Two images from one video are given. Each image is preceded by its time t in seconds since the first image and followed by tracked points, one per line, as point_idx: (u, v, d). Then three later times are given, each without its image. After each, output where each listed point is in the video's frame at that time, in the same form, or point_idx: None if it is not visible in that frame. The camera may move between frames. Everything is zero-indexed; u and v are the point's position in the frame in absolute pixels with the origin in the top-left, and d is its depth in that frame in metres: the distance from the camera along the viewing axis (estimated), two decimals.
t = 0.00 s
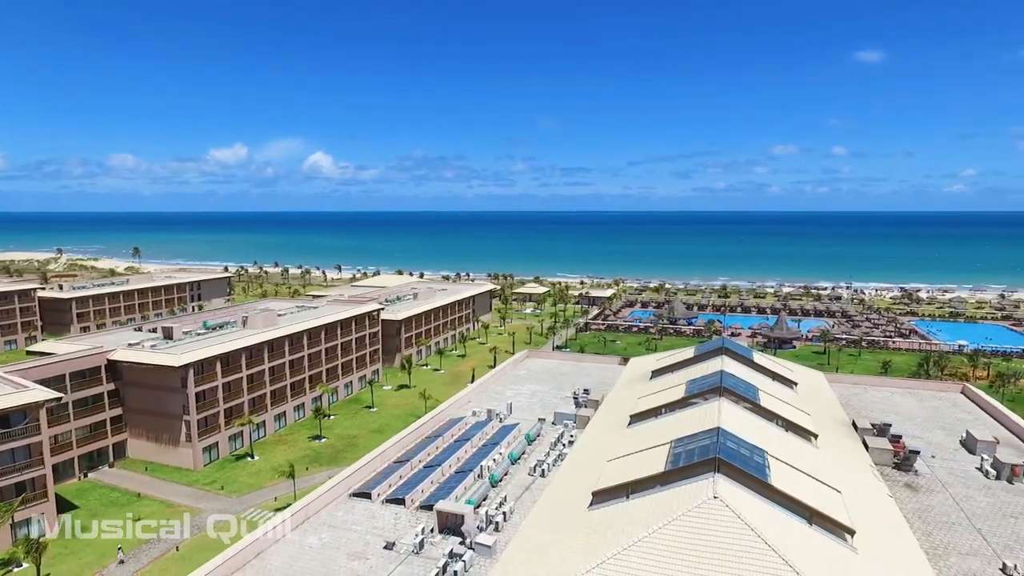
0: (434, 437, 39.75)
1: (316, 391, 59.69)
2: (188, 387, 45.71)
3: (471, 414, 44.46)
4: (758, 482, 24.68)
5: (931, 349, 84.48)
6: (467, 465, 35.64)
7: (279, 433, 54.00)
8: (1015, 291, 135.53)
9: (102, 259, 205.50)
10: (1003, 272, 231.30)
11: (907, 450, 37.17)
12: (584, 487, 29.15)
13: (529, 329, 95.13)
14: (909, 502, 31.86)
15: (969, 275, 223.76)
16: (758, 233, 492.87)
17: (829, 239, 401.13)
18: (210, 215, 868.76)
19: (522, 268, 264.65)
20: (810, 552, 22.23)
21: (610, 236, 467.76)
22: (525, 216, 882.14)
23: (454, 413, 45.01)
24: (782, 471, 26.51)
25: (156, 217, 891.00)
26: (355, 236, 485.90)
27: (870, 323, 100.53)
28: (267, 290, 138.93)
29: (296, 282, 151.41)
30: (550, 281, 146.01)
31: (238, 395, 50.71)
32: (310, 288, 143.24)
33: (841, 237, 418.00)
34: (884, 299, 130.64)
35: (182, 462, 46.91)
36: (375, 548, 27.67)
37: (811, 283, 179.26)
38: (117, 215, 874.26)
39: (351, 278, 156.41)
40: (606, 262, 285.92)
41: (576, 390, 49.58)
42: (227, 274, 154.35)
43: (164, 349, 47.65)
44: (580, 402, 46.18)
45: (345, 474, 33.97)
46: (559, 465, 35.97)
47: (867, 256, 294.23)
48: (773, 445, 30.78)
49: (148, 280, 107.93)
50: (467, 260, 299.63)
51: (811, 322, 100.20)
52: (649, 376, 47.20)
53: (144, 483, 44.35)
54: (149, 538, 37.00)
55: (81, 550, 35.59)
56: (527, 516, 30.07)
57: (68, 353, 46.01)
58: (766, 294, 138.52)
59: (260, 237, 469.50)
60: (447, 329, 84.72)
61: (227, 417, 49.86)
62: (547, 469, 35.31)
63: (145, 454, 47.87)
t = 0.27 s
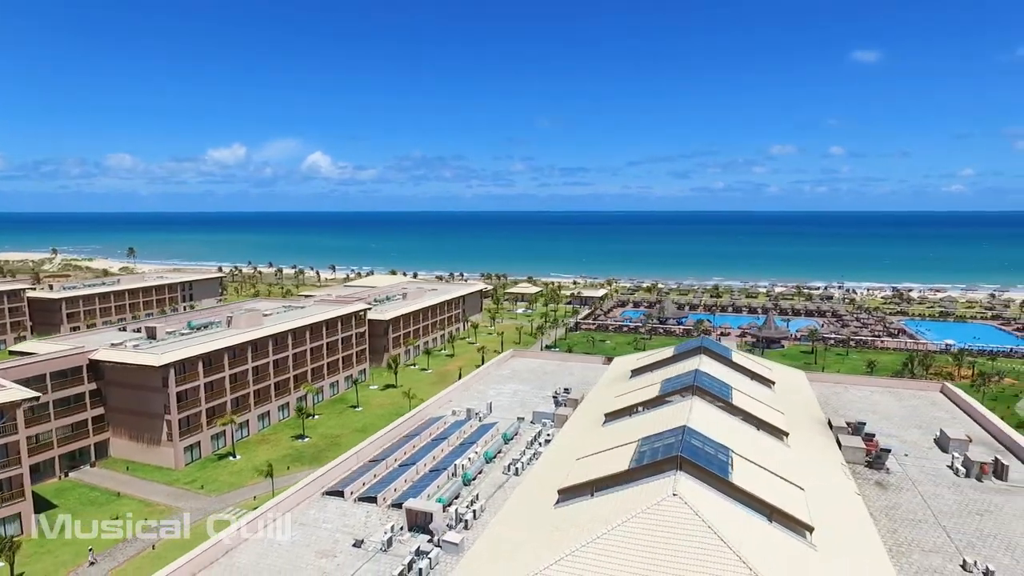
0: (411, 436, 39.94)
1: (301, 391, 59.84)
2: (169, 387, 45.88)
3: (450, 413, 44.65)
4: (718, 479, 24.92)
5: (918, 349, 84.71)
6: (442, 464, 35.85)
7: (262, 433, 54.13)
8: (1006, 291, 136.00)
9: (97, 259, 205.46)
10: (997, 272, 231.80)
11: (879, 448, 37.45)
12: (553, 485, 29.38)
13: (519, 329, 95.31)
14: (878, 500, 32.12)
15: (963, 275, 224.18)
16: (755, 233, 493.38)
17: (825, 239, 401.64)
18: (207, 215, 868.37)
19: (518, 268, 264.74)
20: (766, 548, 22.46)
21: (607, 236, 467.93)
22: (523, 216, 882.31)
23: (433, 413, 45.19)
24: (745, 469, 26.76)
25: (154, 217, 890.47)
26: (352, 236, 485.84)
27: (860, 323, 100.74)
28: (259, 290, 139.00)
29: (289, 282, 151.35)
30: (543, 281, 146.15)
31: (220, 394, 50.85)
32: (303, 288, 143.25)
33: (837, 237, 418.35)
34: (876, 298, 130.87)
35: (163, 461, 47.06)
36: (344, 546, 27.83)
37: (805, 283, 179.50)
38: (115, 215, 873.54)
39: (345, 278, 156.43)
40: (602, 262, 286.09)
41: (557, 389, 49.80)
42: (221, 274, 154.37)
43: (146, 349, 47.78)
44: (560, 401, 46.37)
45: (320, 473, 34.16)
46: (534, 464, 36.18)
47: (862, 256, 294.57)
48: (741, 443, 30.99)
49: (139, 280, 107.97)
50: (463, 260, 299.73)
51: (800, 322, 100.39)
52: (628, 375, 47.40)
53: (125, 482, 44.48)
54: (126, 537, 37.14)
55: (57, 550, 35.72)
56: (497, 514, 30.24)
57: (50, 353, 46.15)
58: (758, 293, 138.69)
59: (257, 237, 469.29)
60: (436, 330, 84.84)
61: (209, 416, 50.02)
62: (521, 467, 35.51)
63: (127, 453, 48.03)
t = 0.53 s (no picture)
0: (389, 436, 40.18)
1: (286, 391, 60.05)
2: (151, 386, 46.07)
3: (429, 412, 44.86)
4: (681, 477, 25.06)
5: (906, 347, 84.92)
6: (417, 462, 36.06)
7: (245, 433, 54.29)
8: (997, 290, 136.29)
9: (92, 259, 205.25)
10: (992, 271, 231.94)
11: (853, 446, 37.70)
12: (522, 481, 29.62)
13: (509, 329, 95.50)
14: (848, 498, 32.37)
15: (957, 275, 224.54)
16: (752, 232, 493.70)
17: (822, 238, 401.74)
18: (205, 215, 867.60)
19: (514, 268, 264.82)
20: (724, 545, 22.60)
21: (604, 236, 467.95)
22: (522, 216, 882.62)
23: (413, 412, 45.41)
24: (710, 466, 26.92)
25: (152, 217, 889.00)
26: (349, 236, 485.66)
27: (850, 322, 100.90)
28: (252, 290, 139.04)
29: (283, 282, 151.38)
30: (536, 280, 146.26)
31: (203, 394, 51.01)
32: (297, 288, 143.32)
33: (834, 237, 418.58)
34: (867, 298, 131.08)
35: (145, 460, 47.26)
36: (313, 543, 28.01)
37: (799, 283, 179.68)
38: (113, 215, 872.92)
39: (338, 278, 156.44)
40: (598, 262, 286.16)
41: (539, 388, 49.99)
42: (214, 274, 154.40)
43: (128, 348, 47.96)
44: (539, 400, 46.58)
45: (294, 471, 34.36)
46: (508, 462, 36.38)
47: (858, 256, 294.76)
48: (711, 441, 31.19)
49: (131, 280, 108.04)
50: (460, 260, 299.70)
51: (790, 321, 100.54)
52: (609, 375, 47.63)
53: (106, 481, 44.67)
54: (103, 536, 37.32)
55: (34, 548, 35.90)
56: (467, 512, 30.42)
57: (32, 352, 46.30)
58: (750, 293, 138.90)
59: (254, 237, 469.07)
60: (425, 330, 84.99)
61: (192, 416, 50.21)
62: (495, 465, 35.71)
63: (109, 452, 48.22)
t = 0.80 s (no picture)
0: (367, 435, 40.38)
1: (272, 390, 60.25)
2: (133, 386, 46.25)
3: (409, 412, 45.08)
4: (645, 474, 25.22)
5: (895, 346, 85.07)
6: (393, 461, 36.27)
7: (230, 432, 54.49)
8: (990, 289, 136.45)
9: (88, 259, 205.48)
10: (988, 270, 232.05)
11: (828, 444, 37.92)
12: (491, 478, 29.83)
13: (499, 329, 95.70)
14: (818, 495, 32.60)
15: (953, 274, 224.68)
16: (750, 232, 493.75)
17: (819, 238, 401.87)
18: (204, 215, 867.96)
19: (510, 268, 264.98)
20: (682, 542, 22.78)
21: (602, 235, 468.14)
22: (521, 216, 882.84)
23: (394, 411, 45.61)
24: (676, 464, 27.08)
25: (151, 217, 889.29)
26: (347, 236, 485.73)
27: (840, 322, 101.06)
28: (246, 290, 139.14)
29: (277, 283, 151.55)
30: (530, 280, 146.47)
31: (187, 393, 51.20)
32: (291, 288, 143.53)
33: (831, 236, 418.92)
34: (859, 297, 131.23)
35: (128, 459, 47.44)
36: (283, 541, 28.20)
37: (794, 282, 179.76)
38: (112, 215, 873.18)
39: (333, 277, 156.59)
40: (595, 262, 286.22)
41: (521, 387, 50.17)
42: (209, 274, 154.57)
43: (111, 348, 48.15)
44: (520, 399, 46.78)
45: (270, 470, 34.57)
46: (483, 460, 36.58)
47: (854, 255, 294.85)
48: (680, 439, 31.40)
49: (123, 280, 108.19)
50: (456, 260, 299.77)
51: (780, 320, 100.69)
52: (589, 374, 47.84)
53: (88, 481, 44.87)
54: (82, 534, 37.52)
55: (12, 547, 36.07)
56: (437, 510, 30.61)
57: (15, 352, 46.51)
58: (743, 292, 139.08)
59: (252, 237, 469.15)
60: (414, 330, 85.15)
61: (176, 415, 50.39)
62: (469, 464, 35.93)
63: (92, 451, 48.40)
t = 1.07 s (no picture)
0: (345, 434, 40.54)
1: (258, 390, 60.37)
2: (114, 385, 46.37)
3: (389, 411, 45.23)
4: (608, 472, 25.37)
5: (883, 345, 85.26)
6: (368, 460, 36.42)
7: (214, 432, 54.63)
8: (982, 288, 136.58)
9: (84, 260, 205.56)
10: (983, 270, 232.40)
11: (802, 442, 38.09)
12: (460, 475, 29.98)
13: (489, 328, 95.86)
14: (788, 492, 32.79)
15: (947, 273, 224.90)
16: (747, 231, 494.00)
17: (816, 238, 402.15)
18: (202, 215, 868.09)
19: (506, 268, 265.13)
20: (641, 538, 22.93)
21: (600, 235, 468.39)
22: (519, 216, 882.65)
23: (374, 410, 45.77)
24: (641, 462, 27.25)
25: (149, 217, 889.39)
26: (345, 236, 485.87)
27: (830, 321, 101.23)
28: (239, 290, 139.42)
29: (271, 283, 151.69)
30: (523, 280, 146.64)
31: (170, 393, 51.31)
32: (284, 288, 143.65)
33: (829, 236, 419.25)
34: (851, 297, 131.40)
35: (110, 459, 47.57)
36: (253, 538, 28.33)
37: (788, 282, 180.00)
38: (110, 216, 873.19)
39: (327, 277, 156.74)
40: (591, 261, 286.53)
41: (502, 385, 50.32)
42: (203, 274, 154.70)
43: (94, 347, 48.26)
44: (500, 397, 46.91)
45: (245, 468, 34.69)
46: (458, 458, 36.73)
47: (850, 255, 295.04)
48: (650, 437, 31.56)
49: (115, 280, 108.30)
50: (453, 260, 299.97)
51: (770, 320, 100.87)
52: (569, 373, 48.00)
53: (69, 480, 45.01)
54: (59, 533, 37.63)
55: None
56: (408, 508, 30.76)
57: None
58: (736, 291, 139.26)
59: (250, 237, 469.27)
60: (403, 329, 85.25)
61: (159, 414, 50.55)
62: (444, 462, 36.10)
63: (75, 451, 48.54)
